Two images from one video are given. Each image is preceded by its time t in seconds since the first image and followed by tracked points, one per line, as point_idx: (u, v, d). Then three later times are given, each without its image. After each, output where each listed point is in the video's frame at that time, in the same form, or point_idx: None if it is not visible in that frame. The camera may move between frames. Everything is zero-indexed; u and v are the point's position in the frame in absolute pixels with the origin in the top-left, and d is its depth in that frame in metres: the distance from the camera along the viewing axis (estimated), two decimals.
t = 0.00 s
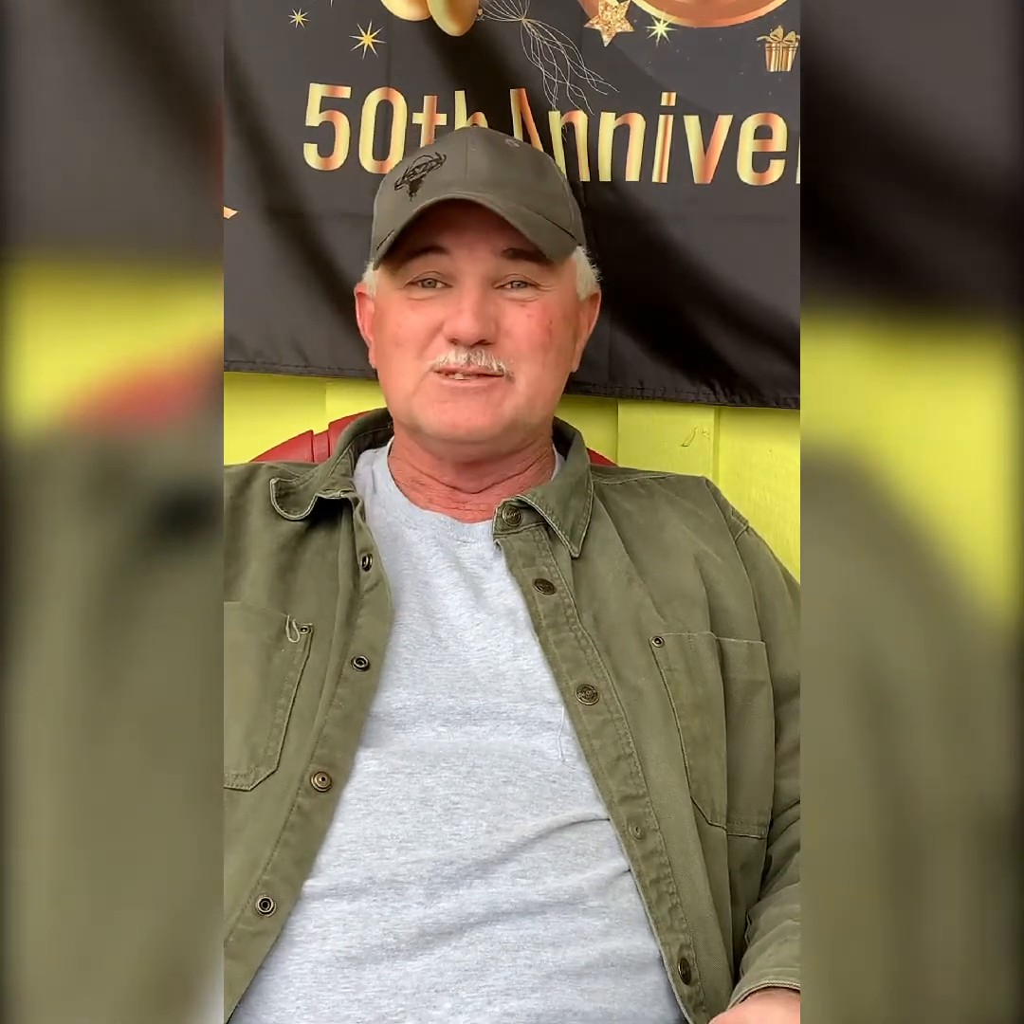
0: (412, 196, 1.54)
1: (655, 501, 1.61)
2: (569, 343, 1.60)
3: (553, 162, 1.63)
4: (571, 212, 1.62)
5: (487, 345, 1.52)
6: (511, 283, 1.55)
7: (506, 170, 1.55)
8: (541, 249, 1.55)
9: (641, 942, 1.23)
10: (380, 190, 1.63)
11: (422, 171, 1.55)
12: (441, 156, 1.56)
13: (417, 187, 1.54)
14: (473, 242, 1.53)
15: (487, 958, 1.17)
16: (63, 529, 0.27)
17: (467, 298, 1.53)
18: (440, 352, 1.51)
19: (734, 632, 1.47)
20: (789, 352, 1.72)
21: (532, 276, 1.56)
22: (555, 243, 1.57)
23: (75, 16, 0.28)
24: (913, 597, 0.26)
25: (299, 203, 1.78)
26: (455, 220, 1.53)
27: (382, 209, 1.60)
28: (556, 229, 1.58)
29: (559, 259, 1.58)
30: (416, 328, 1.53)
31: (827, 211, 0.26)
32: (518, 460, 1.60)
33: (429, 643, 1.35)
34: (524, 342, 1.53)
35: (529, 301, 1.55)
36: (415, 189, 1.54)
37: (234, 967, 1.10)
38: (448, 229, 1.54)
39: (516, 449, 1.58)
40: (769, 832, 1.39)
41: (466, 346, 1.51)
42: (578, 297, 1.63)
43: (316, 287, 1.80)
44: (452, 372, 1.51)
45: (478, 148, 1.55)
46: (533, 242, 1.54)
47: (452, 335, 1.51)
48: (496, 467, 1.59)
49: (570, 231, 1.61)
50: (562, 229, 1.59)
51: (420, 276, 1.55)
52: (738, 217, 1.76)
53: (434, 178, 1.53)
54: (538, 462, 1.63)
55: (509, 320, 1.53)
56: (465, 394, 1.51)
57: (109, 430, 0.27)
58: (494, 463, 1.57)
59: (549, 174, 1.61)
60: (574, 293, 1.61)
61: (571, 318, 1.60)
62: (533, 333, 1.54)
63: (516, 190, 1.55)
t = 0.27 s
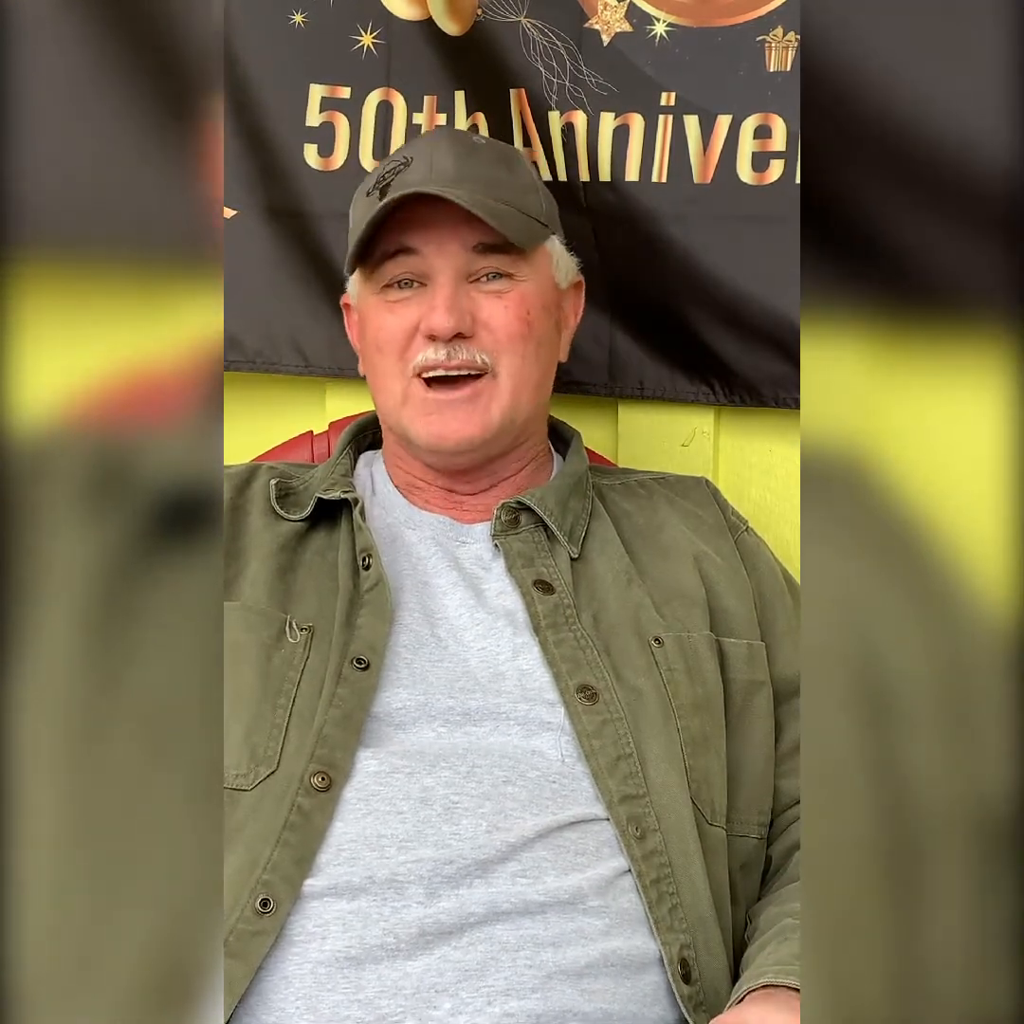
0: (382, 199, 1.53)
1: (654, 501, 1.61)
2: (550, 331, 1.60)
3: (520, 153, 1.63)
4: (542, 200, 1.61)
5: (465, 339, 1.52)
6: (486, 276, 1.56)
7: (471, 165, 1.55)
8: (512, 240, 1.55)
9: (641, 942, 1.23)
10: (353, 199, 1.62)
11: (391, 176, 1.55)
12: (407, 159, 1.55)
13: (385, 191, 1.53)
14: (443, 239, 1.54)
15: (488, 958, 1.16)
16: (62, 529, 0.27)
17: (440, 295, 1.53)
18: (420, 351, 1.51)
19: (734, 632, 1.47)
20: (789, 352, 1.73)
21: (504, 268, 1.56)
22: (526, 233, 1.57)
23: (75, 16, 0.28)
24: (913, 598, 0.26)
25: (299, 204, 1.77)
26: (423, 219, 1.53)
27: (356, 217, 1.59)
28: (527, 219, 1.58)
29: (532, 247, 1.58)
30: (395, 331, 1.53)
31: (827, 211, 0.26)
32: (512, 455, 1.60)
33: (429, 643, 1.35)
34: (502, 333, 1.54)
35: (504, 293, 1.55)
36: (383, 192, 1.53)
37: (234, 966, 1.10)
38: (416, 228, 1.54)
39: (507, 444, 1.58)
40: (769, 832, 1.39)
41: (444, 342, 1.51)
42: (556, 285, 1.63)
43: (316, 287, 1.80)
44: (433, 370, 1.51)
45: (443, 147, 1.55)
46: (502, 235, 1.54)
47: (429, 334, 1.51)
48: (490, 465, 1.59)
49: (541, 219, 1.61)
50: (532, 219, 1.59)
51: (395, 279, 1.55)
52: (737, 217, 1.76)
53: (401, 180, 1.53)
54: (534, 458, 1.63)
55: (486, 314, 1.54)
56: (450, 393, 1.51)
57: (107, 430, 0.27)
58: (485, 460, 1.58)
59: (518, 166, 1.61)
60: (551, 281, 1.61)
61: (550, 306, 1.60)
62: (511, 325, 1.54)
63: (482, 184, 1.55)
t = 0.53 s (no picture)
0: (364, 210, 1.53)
1: (653, 501, 1.61)
2: (542, 329, 1.60)
3: (497, 155, 1.62)
4: (524, 199, 1.61)
5: (460, 346, 1.52)
6: (475, 281, 1.56)
7: (451, 170, 1.55)
8: (499, 243, 1.55)
9: (639, 943, 1.23)
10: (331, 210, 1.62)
11: (369, 185, 1.55)
12: (385, 167, 1.55)
13: (366, 201, 1.53)
14: (428, 248, 1.53)
15: (485, 959, 1.16)
16: (62, 531, 0.27)
17: (432, 303, 1.53)
18: (414, 361, 1.51)
19: (734, 633, 1.47)
20: (789, 352, 1.73)
21: (492, 271, 1.56)
22: (513, 235, 1.57)
23: (75, 15, 0.28)
24: (913, 600, 0.26)
25: (299, 203, 1.77)
26: (406, 229, 1.53)
27: (337, 229, 1.59)
28: (513, 221, 1.58)
29: (518, 248, 1.58)
30: (389, 342, 1.53)
31: (828, 214, 0.26)
32: (511, 455, 1.60)
33: (427, 646, 1.35)
34: (496, 336, 1.54)
35: (494, 296, 1.55)
36: (364, 204, 1.54)
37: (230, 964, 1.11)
38: (400, 239, 1.53)
39: (505, 445, 1.59)
40: (769, 833, 1.39)
41: (438, 351, 1.51)
42: (544, 283, 1.62)
43: (315, 288, 1.80)
44: (429, 378, 1.51)
45: (420, 153, 1.55)
46: (487, 239, 1.54)
47: (424, 343, 1.51)
48: (489, 467, 1.59)
49: (524, 217, 1.60)
50: (517, 219, 1.58)
51: (384, 290, 1.55)
52: (737, 217, 1.76)
53: (381, 190, 1.53)
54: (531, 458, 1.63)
55: (479, 318, 1.54)
56: (448, 399, 1.51)
57: (108, 430, 0.27)
58: (485, 463, 1.58)
59: (492, 164, 1.60)
60: (540, 280, 1.61)
61: (540, 305, 1.60)
62: (504, 327, 1.54)
63: (464, 188, 1.54)
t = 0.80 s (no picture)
0: (379, 209, 1.54)
1: (654, 500, 1.61)
2: (554, 335, 1.61)
3: (513, 158, 1.63)
4: (539, 203, 1.61)
5: (475, 346, 1.53)
6: (491, 282, 1.56)
7: (470, 170, 1.56)
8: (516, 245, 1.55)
9: (640, 941, 1.23)
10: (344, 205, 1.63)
11: (385, 182, 1.56)
12: (402, 165, 1.56)
13: (383, 199, 1.54)
14: (447, 247, 1.54)
15: (486, 958, 1.16)
16: (60, 528, 0.27)
17: (448, 301, 1.54)
18: (428, 359, 1.52)
19: (734, 632, 1.47)
20: (789, 352, 1.73)
21: (509, 274, 1.57)
22: (532, 238, 1.57)
23: None
24: (910, 595, 0.25)
25: (299, 202, 1.78)
26: (425, 228, 1.54)
27: (349, 225, 1.59)
28: (531, 224, 1.58)
29: (535, 252, 1.58)
30: (403, 339, 1.53)
31: (824, 211, 0.25)
32: (518, 458, 1.60)
33: (427, 639, 1.35)
34: (511, 338, 1.55)
35: (510, 299, 1.56)
36: (381, 200, 1.54)
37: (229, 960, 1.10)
38: (419, 237, 1.54)
39: (513, 448, 1.59)
40: (769, 831, 1.39)
41: (454, 350, 1.51)
42: (558, 289, 1.63)
43: (315, 287, 1.80)
44: (442, 377, 1.51)
45: (439, 152, 1.56)
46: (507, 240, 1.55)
47: (439, 341, 1.51)
48: (496, 469, 1.59)
49: (541, 221, 1.61)
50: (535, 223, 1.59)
51: (399, 288, 1.55)
52: (737, 217, 1.76)
53: (398, 189, 1.54)
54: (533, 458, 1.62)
55: (494, 319, 1.55)
56: (460, 399, 1.51)
57: (107, 430, 0.27)
58: (494, 465, 1.58)
59: (507, 166, 1.61)
60: (554, 285, 1.62)
61: (554, 309, 1.61)
62: (520, 329, 1.55)
63: (484, 189, 1.55)
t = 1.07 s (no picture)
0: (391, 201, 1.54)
1: (654, 500, 1.61)
2: (553, 340, 1.60)
3: (531, 161, 1.63)
4: (553, 208, 1.62)
5: (469, 345, 1.52)
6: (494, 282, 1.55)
7: (483, 170, 1.55)
8: (521, 246, 1.55)
9: (640, 940, 1.23)
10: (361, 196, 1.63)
11: (401, 176, 1.55)
12: (418, 160, 1.55)
13: (395, 192, 1.54)
14: (452, 243, 1.54)
15: (486, 958, 1.16)
16: (60, 529, 0.27)
17: (448, 297, 1.52)
18: (423, 352, 1.51)
19: (734, 632, 1.47)
20: (789, 352, 1.73)
21: (514, 274, 1.56)
22: (537, 241, 1.57)
23: None
24: (912, 595, 0.25)
25: (299, 202, 1.78)
26: (431, 222, 1.53)
27: (363, 216, 1.60)
28: (537, 227, 1.58)
29: (541, 255, 1.58)
30: (401, 329, 1.53)
31: (823, 211, 0.25)
32: (511, 456, 1.60)
33: (427, 639, 1.35)
34: (506, 340, 1.54)
35: (511, 299, 1.55)
36: (394, 193, 1.54)
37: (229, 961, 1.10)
38: (426, 232, 1.54)
39: (506, 446, 1.58)
40: (769, 831, 1.40)
41: (449, 345, 1.50)
42: (562, 292, 1.63)
43: (314, 288, 1.80)
44: (436, 371, 1.50)
45: (454, 148, 1.55)
46: (512, 240, 1.54)
47: (435, 335, 1.50)
48: (490, 465, 1.59)
49: (552, 226, 1.61)
50: (541, 225, 1.59)
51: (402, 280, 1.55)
52: (737, 217, 1.76)
53: (410, 183, 1.53)
54: (533, 459, 1.63)
55: (492, 319, 1.54)
56: (451, 392, 1.51)
57: (107, 431, 0.27)
58: (485, 462, 1.58)
59: (526, 169, 1.61)
60: (557, 289, 1.61)
61: (555, 313, 1.60)
62: (515, 331, 1.54)
63: (496, 189, 1.55)
